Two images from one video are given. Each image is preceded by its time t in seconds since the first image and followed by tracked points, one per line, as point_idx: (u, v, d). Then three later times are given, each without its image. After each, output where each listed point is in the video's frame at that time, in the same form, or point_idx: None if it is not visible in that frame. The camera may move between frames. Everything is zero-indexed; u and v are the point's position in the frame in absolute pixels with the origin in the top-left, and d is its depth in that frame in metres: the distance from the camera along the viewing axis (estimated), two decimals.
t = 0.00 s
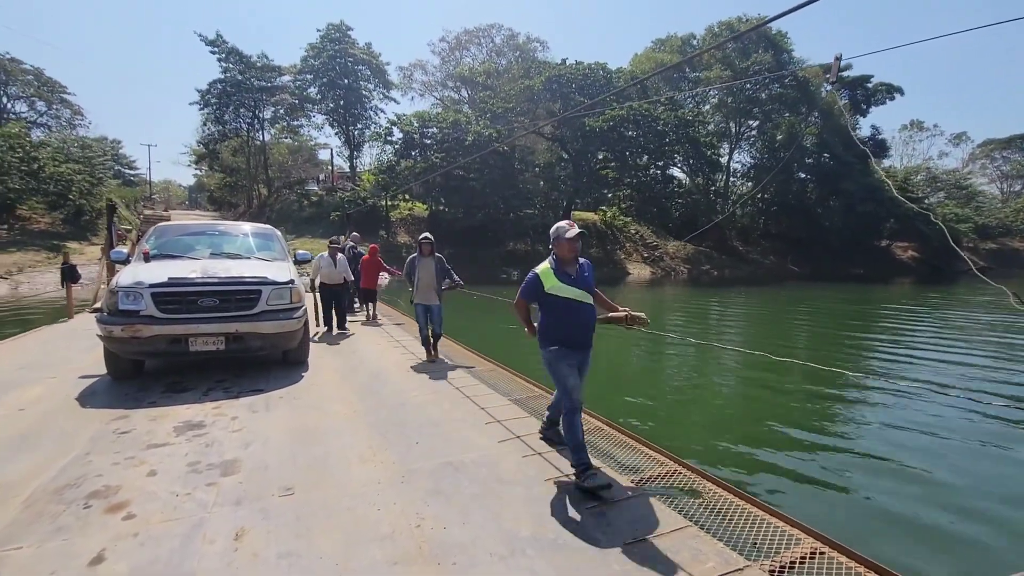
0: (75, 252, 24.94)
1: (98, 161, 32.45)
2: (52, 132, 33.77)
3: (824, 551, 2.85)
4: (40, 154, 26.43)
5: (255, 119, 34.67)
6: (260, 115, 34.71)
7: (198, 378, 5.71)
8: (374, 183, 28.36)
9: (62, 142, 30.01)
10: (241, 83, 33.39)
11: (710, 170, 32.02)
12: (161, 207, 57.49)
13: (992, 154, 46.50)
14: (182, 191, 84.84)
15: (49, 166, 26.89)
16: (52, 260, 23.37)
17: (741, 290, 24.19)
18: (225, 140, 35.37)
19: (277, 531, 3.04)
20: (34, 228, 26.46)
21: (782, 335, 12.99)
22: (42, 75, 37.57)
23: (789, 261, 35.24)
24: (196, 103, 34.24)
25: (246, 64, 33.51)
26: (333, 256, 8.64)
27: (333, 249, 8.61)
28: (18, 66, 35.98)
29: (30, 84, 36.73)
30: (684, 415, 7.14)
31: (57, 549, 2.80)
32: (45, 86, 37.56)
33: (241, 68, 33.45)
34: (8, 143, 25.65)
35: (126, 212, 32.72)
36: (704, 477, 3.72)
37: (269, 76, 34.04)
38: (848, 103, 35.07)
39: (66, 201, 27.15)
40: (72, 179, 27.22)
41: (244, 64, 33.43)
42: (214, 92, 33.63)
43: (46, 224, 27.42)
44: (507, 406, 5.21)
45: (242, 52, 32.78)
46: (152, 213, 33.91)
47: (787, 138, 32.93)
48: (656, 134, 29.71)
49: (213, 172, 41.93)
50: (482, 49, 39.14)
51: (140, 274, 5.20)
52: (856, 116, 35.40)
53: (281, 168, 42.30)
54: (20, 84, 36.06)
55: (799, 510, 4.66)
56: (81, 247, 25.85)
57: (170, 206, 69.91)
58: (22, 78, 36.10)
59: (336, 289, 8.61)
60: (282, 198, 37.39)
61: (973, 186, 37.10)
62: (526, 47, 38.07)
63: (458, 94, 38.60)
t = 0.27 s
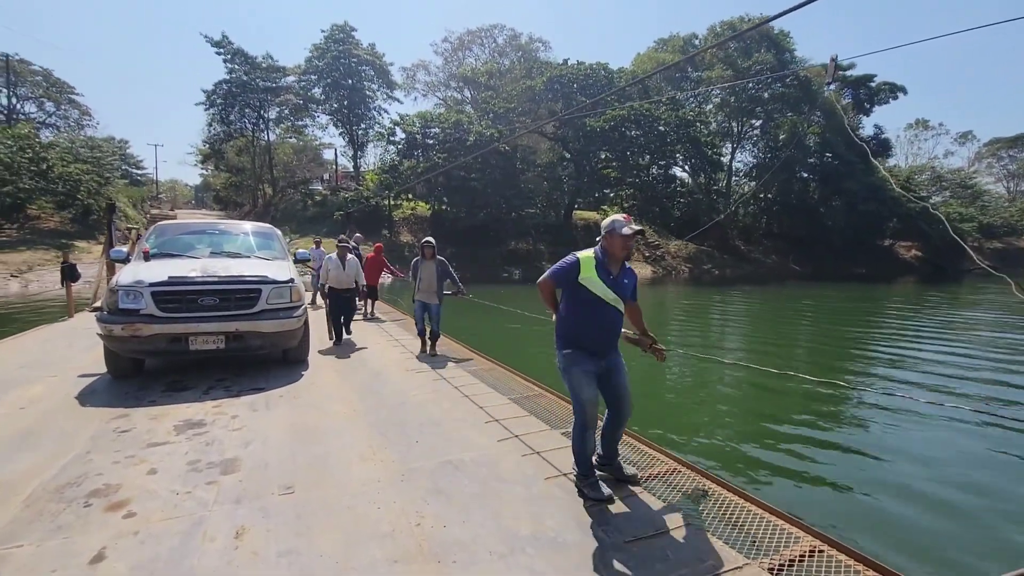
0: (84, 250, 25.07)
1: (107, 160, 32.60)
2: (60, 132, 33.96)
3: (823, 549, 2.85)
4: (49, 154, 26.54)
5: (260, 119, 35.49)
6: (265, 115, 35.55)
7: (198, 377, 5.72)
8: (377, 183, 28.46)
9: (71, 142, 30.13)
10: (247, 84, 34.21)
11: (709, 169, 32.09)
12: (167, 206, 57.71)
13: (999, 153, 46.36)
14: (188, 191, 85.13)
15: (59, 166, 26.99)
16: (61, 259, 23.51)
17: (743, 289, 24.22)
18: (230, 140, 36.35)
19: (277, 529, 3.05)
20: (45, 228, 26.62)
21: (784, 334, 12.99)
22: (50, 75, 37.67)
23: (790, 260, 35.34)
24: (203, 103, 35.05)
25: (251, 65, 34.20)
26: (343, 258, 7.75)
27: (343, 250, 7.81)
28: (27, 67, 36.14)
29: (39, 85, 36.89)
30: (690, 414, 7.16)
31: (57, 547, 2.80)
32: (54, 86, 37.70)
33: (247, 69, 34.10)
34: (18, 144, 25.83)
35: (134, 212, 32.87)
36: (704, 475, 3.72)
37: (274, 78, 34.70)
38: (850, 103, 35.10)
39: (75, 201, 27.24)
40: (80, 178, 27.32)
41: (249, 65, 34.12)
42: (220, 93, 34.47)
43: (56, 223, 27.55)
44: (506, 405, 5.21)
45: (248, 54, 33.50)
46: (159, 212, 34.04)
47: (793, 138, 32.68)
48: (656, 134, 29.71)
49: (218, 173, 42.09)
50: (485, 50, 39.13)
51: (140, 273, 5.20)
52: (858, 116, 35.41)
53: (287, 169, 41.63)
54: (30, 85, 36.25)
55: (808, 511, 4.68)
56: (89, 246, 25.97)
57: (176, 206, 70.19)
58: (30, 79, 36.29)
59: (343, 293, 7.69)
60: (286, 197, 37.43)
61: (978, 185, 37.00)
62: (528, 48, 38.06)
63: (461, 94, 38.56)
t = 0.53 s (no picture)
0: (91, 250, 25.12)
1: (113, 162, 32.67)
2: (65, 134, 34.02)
3: (821, 546, 2.87)
4: (56, 155, 26.55)
5: (263, 120, 35.45)
6: (269, 116, 35.47)
7: (196, 377, 5.71)
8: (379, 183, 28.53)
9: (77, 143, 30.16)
10: (250, 85, 34.12)
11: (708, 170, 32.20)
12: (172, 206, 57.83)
13: (1003, 152, 46.37)
14: (194, 191, 85.32)
15: (65, 167, 27.01)
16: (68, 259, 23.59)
17: (743, 288, 24.27)
18: (234, 141, 35.84)
19: (276, 529, 3.05)
20: (53, 228, 26.67)
21: (784, 333, 12.98)
22: (57, 77, 37.71)
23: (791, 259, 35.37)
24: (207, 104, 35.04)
25: (255, 67, 34.28)
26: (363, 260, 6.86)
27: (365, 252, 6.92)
28: (34, 69, 36.22)
29: (45, 86, 36.98)
30: (690, 410, 7.23)
31: (56, 547, 2.80)
32: (60, 88, 37.77)
33: (251, 71, 34.20)
34: (26, 145, 25.82)
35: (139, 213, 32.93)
36: (702, 474, 3.73)
37: (277, 79, 34.76)
38: (851, 103, 35.17)
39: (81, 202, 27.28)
40: (87, 179, 27.36)
41: (253, 66, 34.22)
42: (224, 95, 34.31)
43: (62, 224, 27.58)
44: (505, 404, 5.21)
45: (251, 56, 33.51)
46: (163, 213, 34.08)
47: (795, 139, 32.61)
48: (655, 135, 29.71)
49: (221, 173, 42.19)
50: (486, 51, 39.17)
51: (139, 273, 5.20)
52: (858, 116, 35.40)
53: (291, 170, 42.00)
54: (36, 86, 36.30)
55: (817, 506, 4.72)
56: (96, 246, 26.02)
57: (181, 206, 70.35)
58: (38, 81, 36.39)
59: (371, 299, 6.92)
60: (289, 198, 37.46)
61: (981, 185, 36.97)
62: (529, 49, 38.08)
63: (462, 95, 38.55)
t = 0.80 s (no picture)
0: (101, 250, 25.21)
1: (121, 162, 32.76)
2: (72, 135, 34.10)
3: (821, 546, 2.86)
4: (65, 155, 26.62)
5: (269, 120, 35.64)
6: (274, 116, 35.60)
7: (196, 376, 5.71)
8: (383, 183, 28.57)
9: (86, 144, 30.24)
10: (256, 86, 34.31)
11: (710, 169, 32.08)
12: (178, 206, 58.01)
13: (1010, 149, 46.17)
14: (200, 190, 85.69)
15: (75, 168, 27.11)
16: (78, 259, 23.69)
17: (746, 286, 24.28)
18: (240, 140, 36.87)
19: (276, 528, 3.05)
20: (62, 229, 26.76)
21: (788, 332, 12.92)
22: (66, 78, 37.81)
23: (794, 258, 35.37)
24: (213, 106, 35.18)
25: (260, 67, 34.32)
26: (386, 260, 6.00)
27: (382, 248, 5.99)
28: (43, 70, 36.31)
29: (55, 88, 37.05)
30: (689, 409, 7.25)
31: (56, 547, 2.80)
32: (70, 90, 37.87)
33: (256, 72, 34.29)
34: (35, 146, 25.73)
35: (146, 213, 33.02)
36: (702, 473, 3.72)
37: (283, 79, 34.81)
38: (855, 101, 35.06)
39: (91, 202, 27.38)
40: (96, 180, 27.44)
41: (259, 67, 34.26)
42: (230, 95, 34.61)
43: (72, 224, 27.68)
44: (505, 403, 5.21)
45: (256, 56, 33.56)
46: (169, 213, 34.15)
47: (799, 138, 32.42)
48: (657, 134, 29.61)
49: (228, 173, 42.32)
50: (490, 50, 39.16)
51: (139, 272, 5.20)
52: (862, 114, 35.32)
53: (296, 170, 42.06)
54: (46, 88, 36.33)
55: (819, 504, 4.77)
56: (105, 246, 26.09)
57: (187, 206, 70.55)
58: (48, 82, 36.50)
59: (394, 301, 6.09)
60: (293, 197, 37.52)
61: (987, 182, 36.80)
62: (533, 48, 38.04)
63: (465, 95, 38.54)
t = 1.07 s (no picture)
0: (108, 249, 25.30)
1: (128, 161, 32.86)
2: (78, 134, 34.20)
3: (821, 544, 2.84)
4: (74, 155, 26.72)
5: (273, 121, 35.97)
6: (279, 117, 35.72)
7: (195, 375, 5.70)
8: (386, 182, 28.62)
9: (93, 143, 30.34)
10: (261, 86, 34.50)
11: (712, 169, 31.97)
12: (183, 205, 58.16)
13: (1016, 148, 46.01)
14: (207, 190, 86.06)
15: (83, 168, 27.21)
16: (86, 257, 23.78)
17: (749, 285, 24.27)
18: (246, 141, 36.42)
19: (274, 527, 3.04)
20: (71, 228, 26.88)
21: (791, 330, 12.89)
22: (75, 79, 37.90)
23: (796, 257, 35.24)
24: (218, 106, 35.35)
25: (265, 68, 34.49)
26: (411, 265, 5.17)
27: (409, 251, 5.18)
28: (52, 71, 36.42)
29: (63, 89, 37.13)
30: (689, 406, 7.24)
31: (54, 546, 2.79)
32: (78, 91, 37.95)
33: (261, 72, 34.48)
34: (46, 146, 25.94)
35: (152, 212, 33.12)
36: (702, 471, 3.71)
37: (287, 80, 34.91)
38: (858, 99, 34.96)
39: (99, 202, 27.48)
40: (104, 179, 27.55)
41: (264, 68, 34.41)
42: (235, 96, 34.91)
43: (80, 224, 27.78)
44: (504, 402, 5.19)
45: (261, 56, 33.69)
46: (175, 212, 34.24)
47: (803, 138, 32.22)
48: (659, 134, 29.55)
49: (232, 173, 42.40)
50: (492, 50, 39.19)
51: (137, 271, 5.19)
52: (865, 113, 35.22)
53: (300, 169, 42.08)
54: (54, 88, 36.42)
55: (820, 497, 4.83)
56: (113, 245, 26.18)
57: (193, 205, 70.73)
58: (55, 83, 36.60)
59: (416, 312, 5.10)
60: (298, 197, 37.57)
61: (993, 180, 36.64)
62: (535, 48, 38.03)
63: (468, 94, 38.53)
